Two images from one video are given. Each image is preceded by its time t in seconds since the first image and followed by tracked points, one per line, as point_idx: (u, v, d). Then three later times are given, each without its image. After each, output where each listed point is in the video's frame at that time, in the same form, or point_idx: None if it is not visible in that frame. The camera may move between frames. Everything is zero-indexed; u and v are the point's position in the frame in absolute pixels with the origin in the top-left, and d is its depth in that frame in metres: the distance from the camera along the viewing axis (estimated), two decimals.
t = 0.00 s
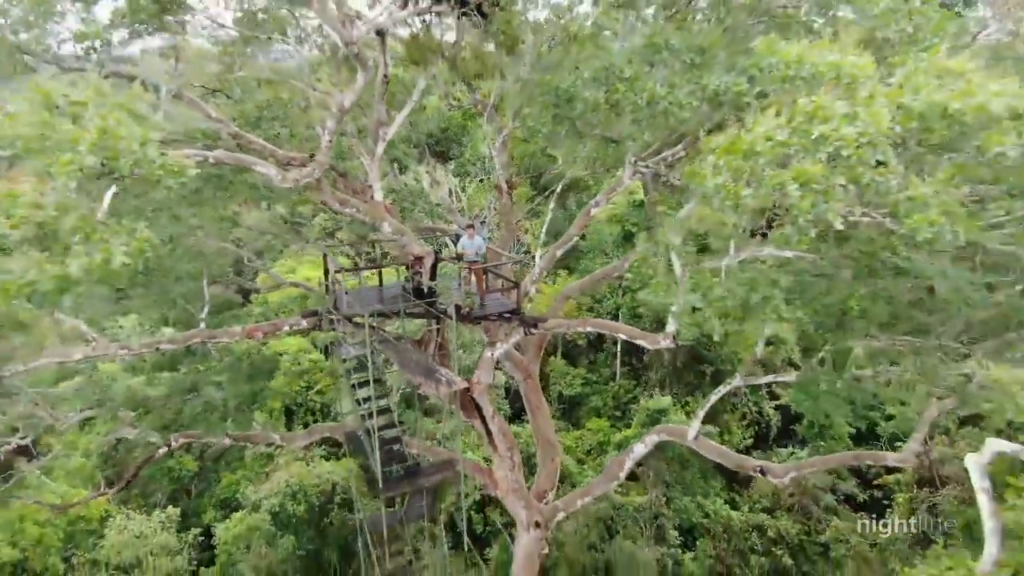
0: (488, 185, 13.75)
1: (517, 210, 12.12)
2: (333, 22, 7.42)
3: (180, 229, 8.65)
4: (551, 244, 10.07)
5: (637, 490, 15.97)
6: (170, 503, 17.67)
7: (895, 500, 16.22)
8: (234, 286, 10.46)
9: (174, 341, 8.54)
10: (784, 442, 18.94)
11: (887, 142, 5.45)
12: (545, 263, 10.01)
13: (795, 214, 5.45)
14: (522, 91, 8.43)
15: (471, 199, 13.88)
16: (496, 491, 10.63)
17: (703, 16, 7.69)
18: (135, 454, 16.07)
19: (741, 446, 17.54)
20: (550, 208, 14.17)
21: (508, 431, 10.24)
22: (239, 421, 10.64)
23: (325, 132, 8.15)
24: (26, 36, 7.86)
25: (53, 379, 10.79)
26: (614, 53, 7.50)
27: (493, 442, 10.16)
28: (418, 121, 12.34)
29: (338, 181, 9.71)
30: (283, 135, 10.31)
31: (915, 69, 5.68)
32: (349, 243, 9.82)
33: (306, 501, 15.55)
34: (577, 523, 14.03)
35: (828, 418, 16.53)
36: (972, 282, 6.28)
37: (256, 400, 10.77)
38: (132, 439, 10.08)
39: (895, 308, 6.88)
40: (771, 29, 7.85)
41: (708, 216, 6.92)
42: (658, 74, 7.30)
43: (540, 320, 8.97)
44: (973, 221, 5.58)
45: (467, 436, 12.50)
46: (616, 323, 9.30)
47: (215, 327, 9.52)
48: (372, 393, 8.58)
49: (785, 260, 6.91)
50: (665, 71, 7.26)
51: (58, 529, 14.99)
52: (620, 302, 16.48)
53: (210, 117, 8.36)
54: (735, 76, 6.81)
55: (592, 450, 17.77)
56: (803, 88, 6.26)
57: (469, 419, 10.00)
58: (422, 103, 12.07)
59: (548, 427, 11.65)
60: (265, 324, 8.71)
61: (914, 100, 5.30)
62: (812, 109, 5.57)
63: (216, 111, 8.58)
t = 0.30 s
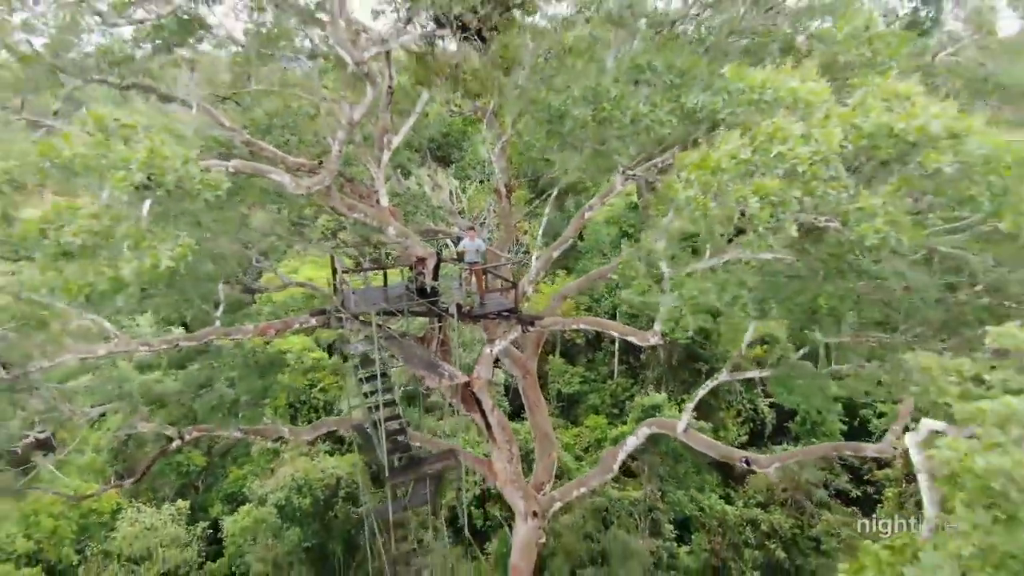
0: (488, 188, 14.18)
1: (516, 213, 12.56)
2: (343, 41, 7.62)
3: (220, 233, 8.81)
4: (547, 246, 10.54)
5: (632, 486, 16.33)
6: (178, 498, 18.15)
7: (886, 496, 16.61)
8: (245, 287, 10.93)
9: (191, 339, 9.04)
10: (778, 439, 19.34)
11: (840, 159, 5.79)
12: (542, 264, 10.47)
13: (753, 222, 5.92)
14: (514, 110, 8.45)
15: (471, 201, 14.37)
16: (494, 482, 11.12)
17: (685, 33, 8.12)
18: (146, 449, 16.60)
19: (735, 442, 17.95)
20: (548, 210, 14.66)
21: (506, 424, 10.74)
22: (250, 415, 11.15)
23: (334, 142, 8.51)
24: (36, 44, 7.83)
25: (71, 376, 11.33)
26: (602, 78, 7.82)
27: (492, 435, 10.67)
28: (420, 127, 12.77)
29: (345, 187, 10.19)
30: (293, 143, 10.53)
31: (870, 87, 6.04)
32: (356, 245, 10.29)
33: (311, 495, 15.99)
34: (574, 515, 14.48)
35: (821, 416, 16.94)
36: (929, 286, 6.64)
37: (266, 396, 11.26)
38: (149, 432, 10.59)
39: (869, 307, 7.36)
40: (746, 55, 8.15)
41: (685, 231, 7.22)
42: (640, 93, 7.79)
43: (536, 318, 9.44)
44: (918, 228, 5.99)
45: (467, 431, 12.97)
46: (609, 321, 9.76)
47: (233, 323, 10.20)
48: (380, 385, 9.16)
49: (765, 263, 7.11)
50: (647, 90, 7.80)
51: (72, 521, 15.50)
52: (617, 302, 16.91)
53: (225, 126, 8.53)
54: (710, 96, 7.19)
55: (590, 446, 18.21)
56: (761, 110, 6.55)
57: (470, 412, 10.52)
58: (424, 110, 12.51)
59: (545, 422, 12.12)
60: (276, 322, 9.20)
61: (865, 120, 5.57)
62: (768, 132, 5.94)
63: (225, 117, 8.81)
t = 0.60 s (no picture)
0: (488, 193, 14.63)
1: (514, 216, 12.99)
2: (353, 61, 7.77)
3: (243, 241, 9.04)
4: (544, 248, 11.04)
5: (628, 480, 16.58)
6: (186, 492, 18.54)
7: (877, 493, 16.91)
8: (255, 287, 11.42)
9: (208, 337, 9.53)
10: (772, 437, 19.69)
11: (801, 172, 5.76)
12: (538, 265, 10.97)
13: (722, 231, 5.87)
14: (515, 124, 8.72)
15: (471, 202, 14.74)
16: (494, 473, 11.62)
17: (668, 50, 8.15)
18: (155, 445, 17.09)
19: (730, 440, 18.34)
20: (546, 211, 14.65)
21: (505, 418, 11.25)
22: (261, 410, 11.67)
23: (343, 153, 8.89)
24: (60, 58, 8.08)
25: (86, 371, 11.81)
26: (588, 98, 8.03)
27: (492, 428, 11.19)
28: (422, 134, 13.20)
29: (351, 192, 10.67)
30: (301, 151, 10.59)
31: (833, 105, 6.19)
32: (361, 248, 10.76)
33: (316, 489, 16.45)
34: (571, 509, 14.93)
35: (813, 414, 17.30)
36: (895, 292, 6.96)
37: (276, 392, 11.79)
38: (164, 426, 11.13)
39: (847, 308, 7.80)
40: (728, 76, 8.23)
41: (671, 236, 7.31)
42: (627, 111, 8.00)
43: (533, 316, 9.94)
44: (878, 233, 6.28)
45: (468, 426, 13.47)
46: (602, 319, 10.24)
47: (246, 322, 10.73)
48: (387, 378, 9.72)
49: (746, 264, 7.16)
50: (633, 108, 8.00)
51: (85, 513, 16.03)
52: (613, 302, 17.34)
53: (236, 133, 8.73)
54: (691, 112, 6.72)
55: (588, 443, 18.67)
56: (730, 128, 6.40)
57: (471, 406, 11.05)
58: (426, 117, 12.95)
59: (543, 418, 12.59)
60: (287, 320, 9.68)
61: (822, 137, 5.32)
62: (736, 147, 5.71)
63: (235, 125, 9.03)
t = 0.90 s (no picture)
0: (488, 196, 14.97)
1: (513, 219, 13.37)
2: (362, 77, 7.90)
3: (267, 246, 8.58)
4: (541, 250, 11.54)
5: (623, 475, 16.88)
6: (193, 488, 18.77)
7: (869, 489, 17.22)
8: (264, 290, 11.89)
9: (224, 335, 10.07)
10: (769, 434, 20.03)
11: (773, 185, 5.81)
12: (536, 266, 11.43)
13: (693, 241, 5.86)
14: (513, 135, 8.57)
15: (471, 205, 15.17)
16: (493, 466, 12.14)
17: (653, 68, 8.08)
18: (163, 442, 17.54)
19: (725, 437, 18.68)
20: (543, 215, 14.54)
21: (505, 412, 11.78)
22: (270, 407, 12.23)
23: (351, 162, 9.26)
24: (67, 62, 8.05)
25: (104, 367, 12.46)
26: (578, 113, 7.92)
27: (492, 422, 11.74)
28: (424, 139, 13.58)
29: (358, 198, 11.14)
30: (309, 157, 10.66)
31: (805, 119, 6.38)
32: (367, 251, 11.27)
33: (321, 483, 16.82)
34: (568, 502, 15.40)
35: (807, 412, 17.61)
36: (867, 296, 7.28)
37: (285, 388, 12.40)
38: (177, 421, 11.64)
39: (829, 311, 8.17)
40: (711, 96, 8.22)
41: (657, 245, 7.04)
42: (615, 128, 7.85)
43: (531, 315, 10.47)
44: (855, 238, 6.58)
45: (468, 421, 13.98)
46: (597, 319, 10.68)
47: (257, 321, 11.22)
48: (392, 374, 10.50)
49: (733, 266, 7.31)
50: (620, 125, 7.85)
51: (96, 507, 16.55)
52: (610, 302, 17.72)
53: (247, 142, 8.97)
54: (670, 129, 6.52)
55: (585, 440, 19.14)
56: (706, 147, 6.11)
57: (472, 400, 11.60)
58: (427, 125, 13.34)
59: (540, 413, 13.06)
60: (297, 320, 10.10)
61: (788, 153, 5.41)
62: (707, 162, 5.68)
63: (248, 136, 9.34)
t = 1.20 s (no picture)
0: (488, 199, 15.42)
1: (511, 222, 13.84)
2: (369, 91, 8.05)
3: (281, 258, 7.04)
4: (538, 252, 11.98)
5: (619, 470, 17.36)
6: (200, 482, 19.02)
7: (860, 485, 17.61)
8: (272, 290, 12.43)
9: (237, 332, 10.50)
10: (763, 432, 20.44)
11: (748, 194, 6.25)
12: (534, 267, 11.85)
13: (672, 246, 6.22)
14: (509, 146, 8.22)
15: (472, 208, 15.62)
16: (492, 459, 12.69)
17: (640, 82, 7.59)
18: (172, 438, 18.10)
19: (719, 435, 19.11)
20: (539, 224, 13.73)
21: (503, 407, 12.33)
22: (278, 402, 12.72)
23: (357, 168, 9.56)
24: (85, 61, 7.77)
25: (118, 364, 13.19)
26: (567, 126, 7.41)
27: (491, 415, 12.29)
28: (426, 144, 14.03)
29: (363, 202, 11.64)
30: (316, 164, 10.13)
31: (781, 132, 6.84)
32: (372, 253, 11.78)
33: (326, 477, 17.27)
34: (565, 497, 15.87)
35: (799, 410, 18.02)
36: (841, 298, 7.75)
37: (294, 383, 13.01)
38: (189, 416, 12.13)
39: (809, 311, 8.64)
40: (697, 111, 7.68)
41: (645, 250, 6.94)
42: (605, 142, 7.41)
43: (528, 314, 11.00)
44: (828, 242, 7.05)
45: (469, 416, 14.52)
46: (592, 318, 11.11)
47: (267, 320, 11.68)
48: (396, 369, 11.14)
49: (717, 268, 7.64)
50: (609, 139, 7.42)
51: (108, 500, 17.04)
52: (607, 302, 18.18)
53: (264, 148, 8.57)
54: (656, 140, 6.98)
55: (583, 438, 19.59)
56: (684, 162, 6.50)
57: (472, 395, 12.17)
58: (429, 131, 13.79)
59: (537, 408, 13.58)
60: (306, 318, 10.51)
61: (757, 166, 5.89)
62: (684, 174, 6.10)
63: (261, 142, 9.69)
